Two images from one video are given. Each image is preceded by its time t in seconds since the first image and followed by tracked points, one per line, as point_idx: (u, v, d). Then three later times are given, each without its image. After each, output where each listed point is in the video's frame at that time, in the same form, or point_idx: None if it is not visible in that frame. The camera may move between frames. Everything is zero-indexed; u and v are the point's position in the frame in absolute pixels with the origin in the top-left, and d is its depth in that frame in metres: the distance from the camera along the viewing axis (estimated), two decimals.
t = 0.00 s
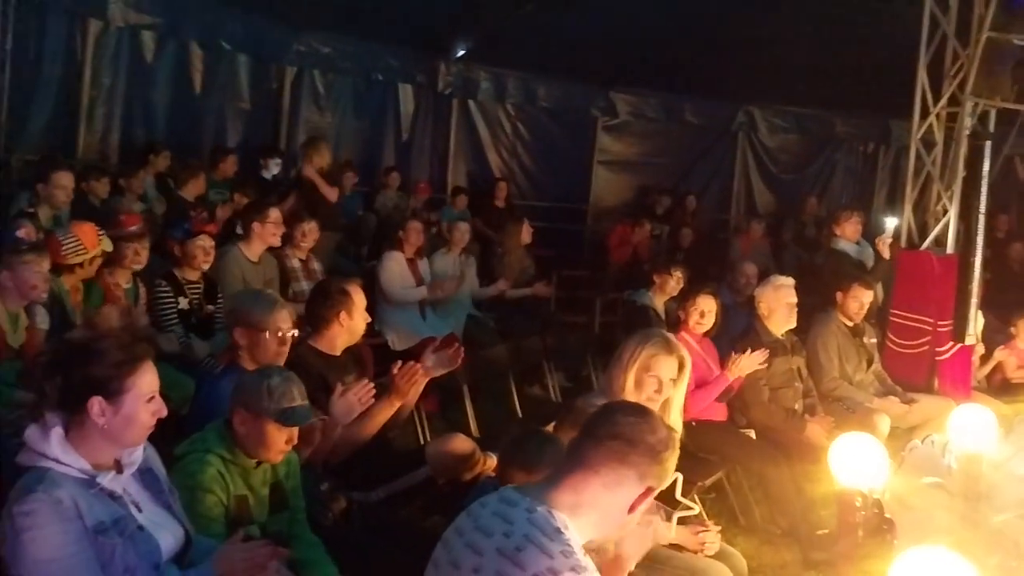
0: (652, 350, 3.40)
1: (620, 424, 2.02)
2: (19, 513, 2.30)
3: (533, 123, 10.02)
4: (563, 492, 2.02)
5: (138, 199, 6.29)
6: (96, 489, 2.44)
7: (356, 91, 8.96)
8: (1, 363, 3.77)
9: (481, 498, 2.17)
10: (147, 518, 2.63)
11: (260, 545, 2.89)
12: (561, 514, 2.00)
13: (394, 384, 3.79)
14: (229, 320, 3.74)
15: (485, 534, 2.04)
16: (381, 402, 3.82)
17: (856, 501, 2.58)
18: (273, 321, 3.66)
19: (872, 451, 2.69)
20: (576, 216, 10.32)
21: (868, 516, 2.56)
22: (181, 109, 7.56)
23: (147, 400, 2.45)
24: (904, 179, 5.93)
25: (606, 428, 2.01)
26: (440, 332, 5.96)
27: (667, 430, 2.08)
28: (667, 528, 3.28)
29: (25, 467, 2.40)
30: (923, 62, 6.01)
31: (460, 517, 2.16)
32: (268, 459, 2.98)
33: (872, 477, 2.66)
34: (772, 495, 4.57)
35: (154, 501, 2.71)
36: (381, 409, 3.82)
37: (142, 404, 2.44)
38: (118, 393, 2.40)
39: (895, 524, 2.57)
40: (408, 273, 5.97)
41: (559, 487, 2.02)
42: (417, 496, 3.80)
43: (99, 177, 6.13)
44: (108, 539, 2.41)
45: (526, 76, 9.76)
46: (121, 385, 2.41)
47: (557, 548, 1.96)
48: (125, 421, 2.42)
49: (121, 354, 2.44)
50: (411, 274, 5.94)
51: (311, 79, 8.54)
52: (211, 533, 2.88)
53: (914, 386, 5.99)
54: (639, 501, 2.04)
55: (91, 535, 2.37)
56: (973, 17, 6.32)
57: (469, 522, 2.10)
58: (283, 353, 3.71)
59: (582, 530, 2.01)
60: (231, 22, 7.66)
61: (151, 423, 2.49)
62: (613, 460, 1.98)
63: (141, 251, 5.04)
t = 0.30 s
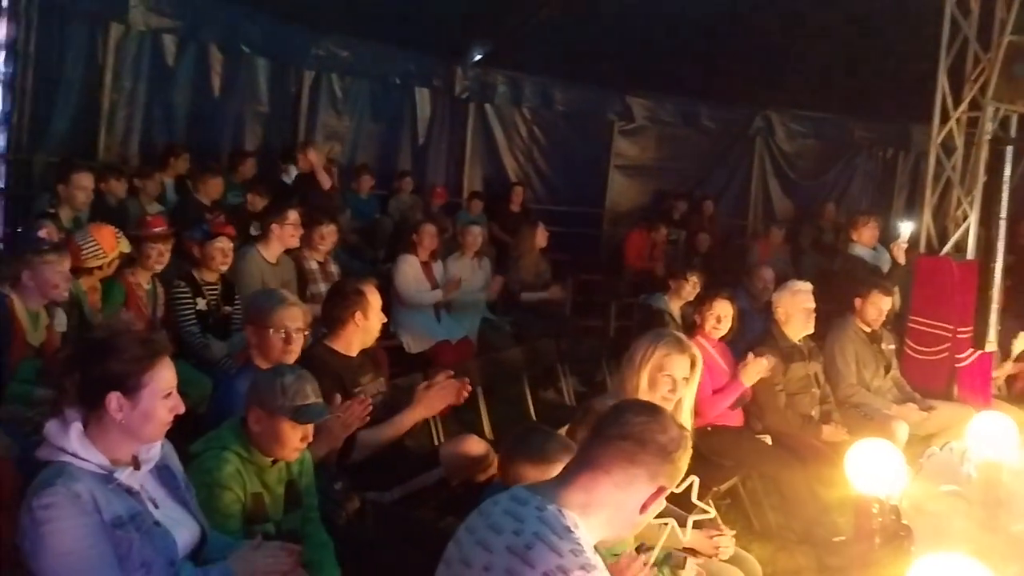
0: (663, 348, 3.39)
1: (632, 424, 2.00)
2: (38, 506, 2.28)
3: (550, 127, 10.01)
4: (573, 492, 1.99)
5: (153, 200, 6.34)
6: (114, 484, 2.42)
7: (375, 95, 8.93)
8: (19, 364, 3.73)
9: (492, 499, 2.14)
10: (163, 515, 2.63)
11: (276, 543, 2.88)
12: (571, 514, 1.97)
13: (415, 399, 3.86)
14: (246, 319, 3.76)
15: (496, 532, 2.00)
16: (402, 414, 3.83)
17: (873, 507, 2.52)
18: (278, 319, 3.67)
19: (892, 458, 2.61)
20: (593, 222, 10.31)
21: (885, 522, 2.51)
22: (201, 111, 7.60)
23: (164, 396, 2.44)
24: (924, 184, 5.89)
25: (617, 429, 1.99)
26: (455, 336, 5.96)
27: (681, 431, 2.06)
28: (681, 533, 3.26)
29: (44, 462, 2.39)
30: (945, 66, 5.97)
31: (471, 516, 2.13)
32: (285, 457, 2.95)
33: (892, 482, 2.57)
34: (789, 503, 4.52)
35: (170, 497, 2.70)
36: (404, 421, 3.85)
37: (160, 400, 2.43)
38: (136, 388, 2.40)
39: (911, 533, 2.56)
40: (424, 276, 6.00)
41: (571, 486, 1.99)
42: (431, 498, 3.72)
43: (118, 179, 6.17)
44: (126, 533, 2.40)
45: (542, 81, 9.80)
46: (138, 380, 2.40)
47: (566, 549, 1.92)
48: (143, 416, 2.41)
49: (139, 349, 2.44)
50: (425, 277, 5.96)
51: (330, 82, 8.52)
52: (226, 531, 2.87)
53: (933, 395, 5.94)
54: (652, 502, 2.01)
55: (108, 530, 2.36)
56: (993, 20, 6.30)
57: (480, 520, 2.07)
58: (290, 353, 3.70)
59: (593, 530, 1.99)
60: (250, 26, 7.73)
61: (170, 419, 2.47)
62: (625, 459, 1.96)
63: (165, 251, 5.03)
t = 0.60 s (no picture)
0: (673, 351, 3.38)
1: (635, 423, 1.98)
2: (47, 504, 2.27)
3: (561, 132, 10.04)
4: (576, 493, 1.97)
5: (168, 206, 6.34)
6: (124, 483, 2.42)
7: (387, 99, 8.96)
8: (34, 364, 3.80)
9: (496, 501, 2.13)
10: (173, 515, 2.63)
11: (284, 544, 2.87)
12: (573, 516, 1.95)
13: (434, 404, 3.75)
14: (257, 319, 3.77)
15: (498, 536, 1.98)
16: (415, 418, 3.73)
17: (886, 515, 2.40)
18: (288, 319, 3.67)
19: (906, 465, 2.49)
20: (605, 226, 10.34)
21: (898, 529, 2.40)
22: (214, 115, 7.64)
23: (173, 396, 2.44)
24: (938, 189, 5.86)
25: (619, 429, 1.97)
26: (465, 339, 5.97)
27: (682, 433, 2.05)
28: (692, 536, 3.22)
29: (55, 460, 2.40)
30: (959, 70, 5.94)
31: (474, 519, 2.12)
32: (294, 457, 2.95)
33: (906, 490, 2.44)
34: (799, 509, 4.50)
35: (179, 496, 2.69)
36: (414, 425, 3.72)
37: (168, 400, 2.43)
38: (145, 388, 2.40)
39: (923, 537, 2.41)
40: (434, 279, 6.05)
41: (574, 488, 1.97)
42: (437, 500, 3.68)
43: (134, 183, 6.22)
44: (135, 532, 2.40)
45: (555, 85, 9.81)
46: (147, 379, 2.40)
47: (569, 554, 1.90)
48: (152, 416, 2.41)
49: (150, 348, 2.44)
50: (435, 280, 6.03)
51: (342, 85, 8.55)
52: (235, 531, 2.87)
53: (947, 400, 5.95)
54: (653, 502, 2.00)
55: (119, 528, 2.36)
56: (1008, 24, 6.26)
57: (483, 522, 2.05)
58: (300, 354, 3.70)
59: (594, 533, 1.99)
60: (264, 30, 7.75)
61: (179, 419, 2.48)
62: (630, 459, 1.94)
63: (173, 254, 5.06)
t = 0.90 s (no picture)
0: (681, 356, 3.39)
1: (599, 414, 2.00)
2: (57, 506, 2.28)
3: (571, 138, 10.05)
4: (574, 499, 1.96)
5: (183, 208, 6.37)
6: (134, 485, 2.43)
7: (398, 106, 8.99)
8: (42, 365, 3.79)
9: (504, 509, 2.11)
10: (182, 517, 2.63)
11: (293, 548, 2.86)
12: (574, 521, 1.93)
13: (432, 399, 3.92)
14: (266, 324, 3.78)
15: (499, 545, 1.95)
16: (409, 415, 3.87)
17: (896, 522, 2.38)
18: (295, 324, 3.68)
19: (915, 473, 2.46)
20: (615, 233, 10.36)
21: (907, 537, 2.38)
22: (226, 120, 7.67)
23: (180, 399, 2.45)
24: (950, 197, 5.84)
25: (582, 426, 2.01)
26: (474, 344, 6.01)
27: (655, 406, 2.00)
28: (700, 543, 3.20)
29: (64, 463, 2.40)
30: (971, 79, 5.92)
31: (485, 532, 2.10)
32: (300, 459, 2.95)
33: (915, 499, 2.42)
34: (808, 517, 4.48)
35: (188, 499, 2.70)
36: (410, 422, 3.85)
37: (174, 402, 2.44)
38: (150, 390, 2.41)
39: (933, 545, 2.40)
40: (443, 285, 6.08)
41: (568, 495, 1.96)
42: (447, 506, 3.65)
43: (146, 188, 6.20)
44: (144, 534, 2.41)
45: (565, 92, 9.83)
46: (152, 382, 2.41)
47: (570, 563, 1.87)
48: (159, 419, 2.42)
49: (156, 351, 2.45)
50: (445, 284, 6.05)
51: (354, 91, 8.58)
52: (242, 534, 2.88)
53: (957, 408, 5.88)
54: (640, 480, 1.94)
55: (127, 530, 2.37)
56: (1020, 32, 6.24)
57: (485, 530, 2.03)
58: (307, 357, 3.70)
59: (595, 536, 1.95)
60: (276, 35, 7.79)
61: (187, 421, 2.49)
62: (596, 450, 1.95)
63: (180, 253, 5.03)
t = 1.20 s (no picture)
0: (685, 364, 3.39)
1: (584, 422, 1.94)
2: (62, 510, 2.28)
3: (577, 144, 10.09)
4: (570, 507, 1.91)
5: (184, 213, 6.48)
6: (139, 489, 2.44)
7: (404, 112, 9.01)
8: (47, 370, 3.87)
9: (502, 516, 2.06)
10: (187, 521, 2.64)
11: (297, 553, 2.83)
12: (572, 533, 1.88)
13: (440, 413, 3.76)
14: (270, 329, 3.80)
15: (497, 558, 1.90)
16: (427, 426, 3.75)
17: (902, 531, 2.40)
18: (299, 328, 3.69)
19: (920, 481, 2.46)
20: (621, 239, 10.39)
21: (912, 545, 2.37)
22: (232, 125, 7.71)
23: (184, 402, 2.45)
24: (956, 205, 5.84)
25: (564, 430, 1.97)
26: (479, 350, 6.01)
27: (620, 399, 1.95)
28: (704, 551, 3.22)
29: (70, 468, 2.41)
30: (976, 87, 5.91)
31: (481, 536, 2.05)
32: (306, 466, 2.95)
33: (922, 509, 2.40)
34: (813, 525, 4.47)
35: (193, 504, 2.70)
36: (426, 433, 3.74)
37: (180, 407, 2.44)
38: (155, 394, 2.41)
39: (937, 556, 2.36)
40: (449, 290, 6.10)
41: (559, 503, 1.92)
42: (451, 511, 3.62)
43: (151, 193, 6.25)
44: (148, 538, 2.41)
45: (571, 98, 9.83)
46: (158, 386, 2.41)
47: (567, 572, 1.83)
48: (163, 422, 2.42)
49: (161, 354, 2.46)
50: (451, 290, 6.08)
51: (360, 96, 8.61)
52: (249, 539, 2.88)
53: (962, 417, 5.90)
54: (619, 477, 1.89)
55: (131, 535, 2.37)
56: None
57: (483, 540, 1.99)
58: (309, 362, 3.70)
59: (594, 543, 1.91)
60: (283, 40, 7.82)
61: (192, 425, 2.49)
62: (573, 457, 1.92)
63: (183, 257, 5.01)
